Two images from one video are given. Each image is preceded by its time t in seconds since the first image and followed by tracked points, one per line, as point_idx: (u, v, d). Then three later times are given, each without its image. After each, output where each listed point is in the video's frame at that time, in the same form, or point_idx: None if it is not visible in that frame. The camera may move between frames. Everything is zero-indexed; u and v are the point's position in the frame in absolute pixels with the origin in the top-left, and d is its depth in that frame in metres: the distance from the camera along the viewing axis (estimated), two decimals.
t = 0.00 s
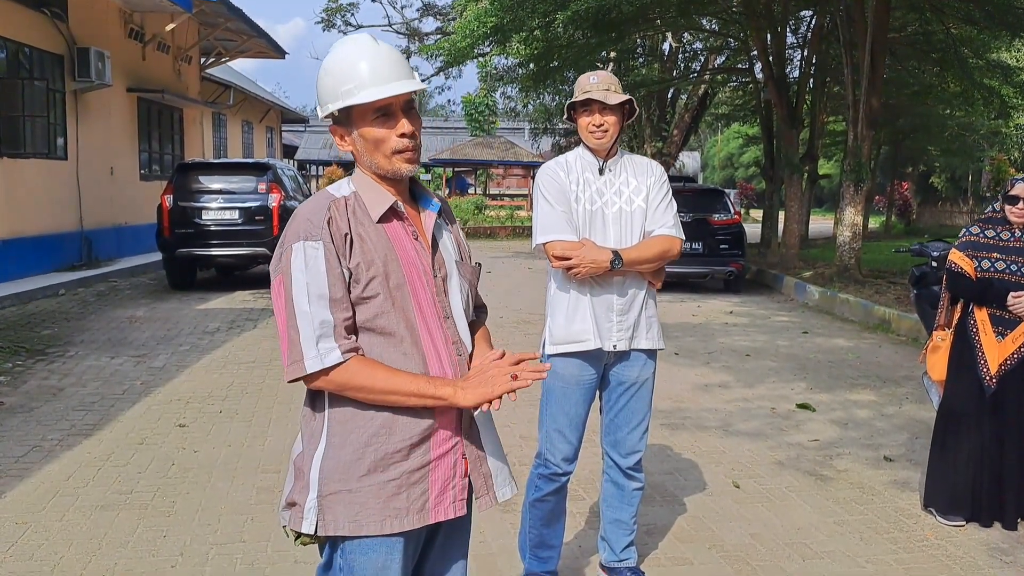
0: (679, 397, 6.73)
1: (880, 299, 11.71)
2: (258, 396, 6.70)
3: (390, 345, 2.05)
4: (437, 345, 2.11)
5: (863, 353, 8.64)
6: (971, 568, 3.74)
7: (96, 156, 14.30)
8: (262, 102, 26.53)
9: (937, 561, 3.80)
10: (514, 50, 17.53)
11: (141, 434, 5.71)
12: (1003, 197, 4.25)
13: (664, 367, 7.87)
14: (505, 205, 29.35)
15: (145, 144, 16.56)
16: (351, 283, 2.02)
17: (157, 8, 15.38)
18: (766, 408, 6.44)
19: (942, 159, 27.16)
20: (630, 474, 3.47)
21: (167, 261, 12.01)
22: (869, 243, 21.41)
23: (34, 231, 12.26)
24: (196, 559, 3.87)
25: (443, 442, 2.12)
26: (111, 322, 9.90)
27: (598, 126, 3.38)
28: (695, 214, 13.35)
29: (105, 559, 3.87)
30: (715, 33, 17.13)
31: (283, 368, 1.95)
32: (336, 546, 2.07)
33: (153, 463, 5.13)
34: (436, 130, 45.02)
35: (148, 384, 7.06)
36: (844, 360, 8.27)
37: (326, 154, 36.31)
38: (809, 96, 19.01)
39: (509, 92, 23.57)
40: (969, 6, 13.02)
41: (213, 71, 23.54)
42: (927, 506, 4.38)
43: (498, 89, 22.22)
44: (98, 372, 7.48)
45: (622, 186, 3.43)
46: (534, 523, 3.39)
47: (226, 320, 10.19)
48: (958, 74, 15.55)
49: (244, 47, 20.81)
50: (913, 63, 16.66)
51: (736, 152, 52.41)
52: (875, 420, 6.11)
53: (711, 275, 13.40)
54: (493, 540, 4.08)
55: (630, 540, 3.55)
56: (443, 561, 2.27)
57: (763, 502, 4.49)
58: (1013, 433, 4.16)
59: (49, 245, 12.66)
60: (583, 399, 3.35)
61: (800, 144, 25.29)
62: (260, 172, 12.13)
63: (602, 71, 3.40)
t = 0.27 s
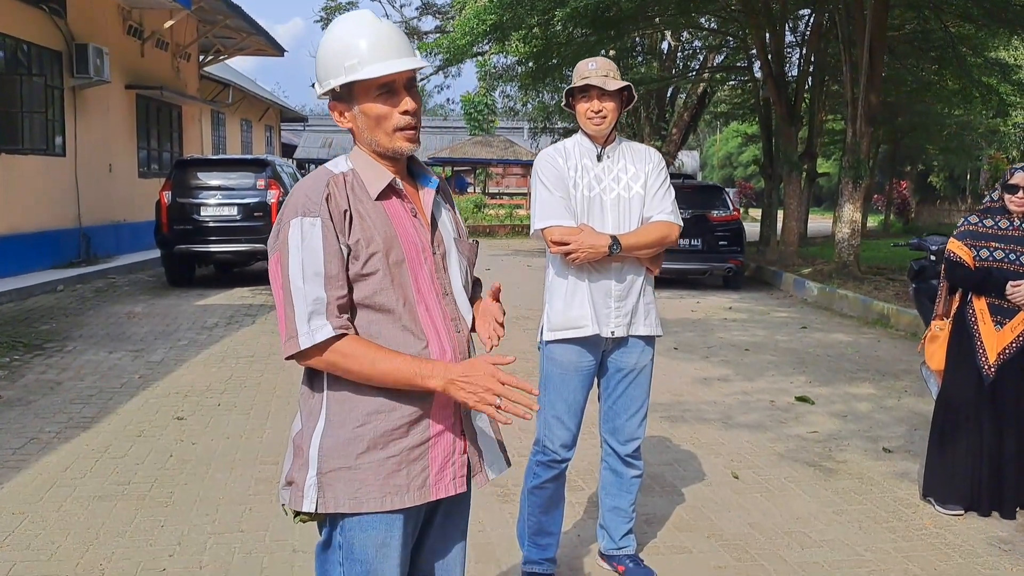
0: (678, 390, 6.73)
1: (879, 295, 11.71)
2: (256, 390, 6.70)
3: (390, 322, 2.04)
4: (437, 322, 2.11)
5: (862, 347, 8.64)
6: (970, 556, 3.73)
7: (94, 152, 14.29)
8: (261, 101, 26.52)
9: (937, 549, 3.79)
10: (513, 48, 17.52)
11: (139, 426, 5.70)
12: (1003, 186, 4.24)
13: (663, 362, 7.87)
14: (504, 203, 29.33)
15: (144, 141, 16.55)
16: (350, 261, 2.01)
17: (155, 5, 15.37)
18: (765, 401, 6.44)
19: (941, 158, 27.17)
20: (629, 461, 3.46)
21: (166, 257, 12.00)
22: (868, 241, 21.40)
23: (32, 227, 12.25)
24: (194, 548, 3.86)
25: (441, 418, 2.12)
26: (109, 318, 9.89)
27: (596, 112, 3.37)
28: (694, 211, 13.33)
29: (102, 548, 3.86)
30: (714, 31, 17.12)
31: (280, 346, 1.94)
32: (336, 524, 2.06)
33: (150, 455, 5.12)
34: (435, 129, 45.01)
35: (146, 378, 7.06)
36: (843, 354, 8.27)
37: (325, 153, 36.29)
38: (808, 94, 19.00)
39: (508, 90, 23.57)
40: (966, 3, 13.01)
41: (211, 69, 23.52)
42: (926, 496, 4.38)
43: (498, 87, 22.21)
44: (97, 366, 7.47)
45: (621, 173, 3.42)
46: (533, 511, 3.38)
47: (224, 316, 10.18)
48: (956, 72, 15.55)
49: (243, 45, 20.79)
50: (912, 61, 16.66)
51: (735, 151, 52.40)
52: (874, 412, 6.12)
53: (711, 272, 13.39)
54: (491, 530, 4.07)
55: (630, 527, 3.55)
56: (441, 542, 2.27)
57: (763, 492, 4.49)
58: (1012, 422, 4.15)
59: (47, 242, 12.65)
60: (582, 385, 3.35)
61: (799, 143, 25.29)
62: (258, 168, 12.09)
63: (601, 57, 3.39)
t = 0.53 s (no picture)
0: (671, 384, 6.75)
1: (870, 291, 11.76)
2: (247, 385, 6.69)
3: (382, 302, 2.05)
4: (429, 304, 2.12)
5: (853, 342, 8.68)
6: (960, 543, 3.75)
7: (84, 150, 14.25)
8: (252, 100, 26.47)
9: (927, 537, 3.81)
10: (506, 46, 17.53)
11: (130, 421, 5.70)
12: (991, 177, 4.26)
13: (656, 356, 7.89)
14: (497, 203, 29.34)
15: (134, 140, 16.51)
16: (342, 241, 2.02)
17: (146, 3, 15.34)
18: (757, 394, 6.46)
19: (932, 157, 27.29)
20: (621, 450, 3.47)
21: (157, 255, 11.96)
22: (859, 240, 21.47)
23: (22, 225, 12.21)
24: (184, 541, 3.86)
25: (434, 399, 2.13)
26: (100, 316, 9.86)
27: (589, 101, 3.38)
28: (687, 208, 13.36)
29: (91, 541, 3.85)
30: (706, 30, 17.16)
31: (271, 327, 1.96)
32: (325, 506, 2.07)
33: (141, 449, 5.12)
34: (429, 129, 44.98)
35: (137, 374, 7.04)
36: (834, 349, 8.31)
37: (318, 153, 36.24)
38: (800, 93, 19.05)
39: (501, 90, 23.57)
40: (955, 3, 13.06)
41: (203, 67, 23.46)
42: (915, 485, 4.40)
43: (491, 86, 22.22)
44: (87, 362, 7.46)
45: (613, 161, 3.44)
46: (526, 499, 3.38)
47: (215, 312, 10.17)
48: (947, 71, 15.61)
49: (234, 43, 20.75)
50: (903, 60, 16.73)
51: (728, 151, 52.50)
52: (865, 405, 6.15)
53: (703, 269, 13.43)
54: (483, 520, 4.08)
55: (622, 516, 3.56)
56: (432, 525, 2.28)
57: (754, 482, 4.51)
58: (1000, 411, 4.17)
59: (37, 240, 12.61)
60: (574, 373, 3.36)
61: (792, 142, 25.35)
62: (250, 165, 12.06)
63: (593, 46, 3.40)
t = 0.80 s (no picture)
0: (634, 378, 6.79)
1: (831, 287, 11.92)
2: (207, 382, 6.61)
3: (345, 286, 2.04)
4: (391, 287, 2.12)
5: (814, 336, 8.80)
6: (915, 528, 3.81)
7: (39, 147, 13.98)
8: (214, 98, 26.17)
9: (884, 523, 3.87)
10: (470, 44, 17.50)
11: (86, 419, 5.60)
12: (946, 168, 4.33)
13: (620, 351, 7.93)
14: (463, 201, 29.29)
15: (92, 137, 16.23)
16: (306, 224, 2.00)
17: None
18: (719, 387, 6.52)
19: (891, 157, 27.73)
20: (584, 439, 3.49)
21: (115, 253, 11.76)
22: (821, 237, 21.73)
23: None
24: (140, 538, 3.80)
25: (395, 385, 2.12)
26: (56, 315, 9.68)
27: (552, 91, 3.38)
28: (651, 206, 13.44)
29: (43, 539, 3.78)
30: (670, 30, 17.27)
31: (233, 312, 1.93)
32: (285, 495, 2.05)
33: (97, 447, 5.03)
34: (394, 128, 44.82)
35: (93, 372, 6.93)
36: (795, 343, 8.41)
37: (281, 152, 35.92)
38: (762, 93, 19.25)
39: (466, 88, 23.54)
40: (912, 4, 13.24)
41: (163, 64, 23.13)
42: (871, 472, 4.47)
43: (457, 85, 22.17)
44: (42, 361, 7.32)
45: (576, 151, 3.45)
46: (488, 489, 3.37)
47: (175, 311, 10.03)
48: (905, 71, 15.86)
49: (195, 39, 20.48)
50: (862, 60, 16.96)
51: (692, 151, 52.90)
52: (824, 397, 6.24)
53: (668, 266, 13.52)
54: (446, 512, 4.07)
55: (584, 505, 3.57)
56: (391, 512, 2.27)
57: (715, 471, 4.55)
58: (954, 399, 4.25)
59: None
60: (537, 362, 3.36)
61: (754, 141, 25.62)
62: (210, 161, 11.91)
63: (557, 35, 3.40)
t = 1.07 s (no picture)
0: (591, 376, 6.82)
1: (783, 285, 12.09)
2: (158, 383, 6.49)
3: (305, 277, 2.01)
4: (349, 279, 2.11)
5: (767, 333, 8.92)
6: (866, 518, 3.87)
7: None
8: (166, 97, 25.73)
9: (835, 513, 3.94)
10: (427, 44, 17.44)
11: (32, 422, 5.46)
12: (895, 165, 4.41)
13: (577, 349, 7.96)
14: (420, 202, 29.18)
15: (38, 135, 15.85)
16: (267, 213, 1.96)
17: None
18: (675, 383, 6.58)
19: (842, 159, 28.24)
20: (541, 434, 3.49)
21: (61, 254, 11.48)
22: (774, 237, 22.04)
23: None
24: (88, 540, 3.72)
25: (355, 377, 2.11)
26: None
27: (509, 85, 3.37)
28: (608, 205, 13.52)
29: None
30: (625, 31, 17.38)
31: (194, 305, 1.87)
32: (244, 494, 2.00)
33: (42, 449, 4.91)
34: (351, 128, 44.51)
35: (39, 374, 6.77)
36: (749, 340, 8.52)
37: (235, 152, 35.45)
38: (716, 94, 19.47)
39: (423, 88, 23.45)
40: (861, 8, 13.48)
41: (112, 61, 22.68)
42: (823, 464, 4.54)
43: (413, 85, 22.08)
44: None
45: (533, 146, 3.45)
46: (445, 485, 3.35)
47: (125, 312, 9.83)
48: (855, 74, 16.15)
49: (145, 36, 20.11)
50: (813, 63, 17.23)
51: (648, 153, 53.34)
52: (778, 392, 6.32)
53: (624, 265, 13.61)
54: (403, 510, 4.04)
55: (541, 500, 3.57)
56: (344, 507, 2.25)
57: (671, 466, 4.59)
58: (903, 391, 4.33)
59: None
60: (493, 357, 3.35)
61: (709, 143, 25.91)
62: (161, 160, 11.76)
63: (514, 30, 3.40)
